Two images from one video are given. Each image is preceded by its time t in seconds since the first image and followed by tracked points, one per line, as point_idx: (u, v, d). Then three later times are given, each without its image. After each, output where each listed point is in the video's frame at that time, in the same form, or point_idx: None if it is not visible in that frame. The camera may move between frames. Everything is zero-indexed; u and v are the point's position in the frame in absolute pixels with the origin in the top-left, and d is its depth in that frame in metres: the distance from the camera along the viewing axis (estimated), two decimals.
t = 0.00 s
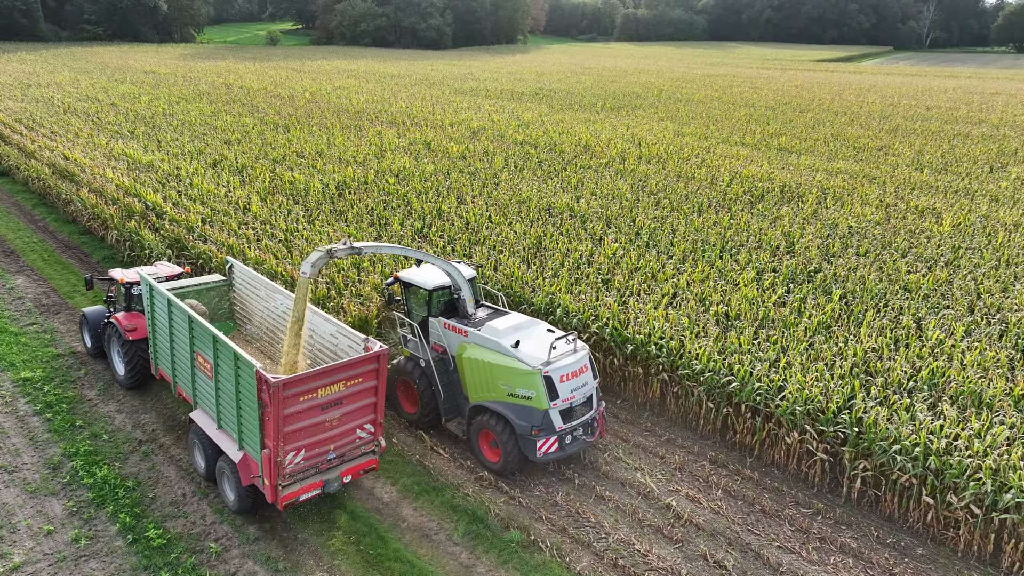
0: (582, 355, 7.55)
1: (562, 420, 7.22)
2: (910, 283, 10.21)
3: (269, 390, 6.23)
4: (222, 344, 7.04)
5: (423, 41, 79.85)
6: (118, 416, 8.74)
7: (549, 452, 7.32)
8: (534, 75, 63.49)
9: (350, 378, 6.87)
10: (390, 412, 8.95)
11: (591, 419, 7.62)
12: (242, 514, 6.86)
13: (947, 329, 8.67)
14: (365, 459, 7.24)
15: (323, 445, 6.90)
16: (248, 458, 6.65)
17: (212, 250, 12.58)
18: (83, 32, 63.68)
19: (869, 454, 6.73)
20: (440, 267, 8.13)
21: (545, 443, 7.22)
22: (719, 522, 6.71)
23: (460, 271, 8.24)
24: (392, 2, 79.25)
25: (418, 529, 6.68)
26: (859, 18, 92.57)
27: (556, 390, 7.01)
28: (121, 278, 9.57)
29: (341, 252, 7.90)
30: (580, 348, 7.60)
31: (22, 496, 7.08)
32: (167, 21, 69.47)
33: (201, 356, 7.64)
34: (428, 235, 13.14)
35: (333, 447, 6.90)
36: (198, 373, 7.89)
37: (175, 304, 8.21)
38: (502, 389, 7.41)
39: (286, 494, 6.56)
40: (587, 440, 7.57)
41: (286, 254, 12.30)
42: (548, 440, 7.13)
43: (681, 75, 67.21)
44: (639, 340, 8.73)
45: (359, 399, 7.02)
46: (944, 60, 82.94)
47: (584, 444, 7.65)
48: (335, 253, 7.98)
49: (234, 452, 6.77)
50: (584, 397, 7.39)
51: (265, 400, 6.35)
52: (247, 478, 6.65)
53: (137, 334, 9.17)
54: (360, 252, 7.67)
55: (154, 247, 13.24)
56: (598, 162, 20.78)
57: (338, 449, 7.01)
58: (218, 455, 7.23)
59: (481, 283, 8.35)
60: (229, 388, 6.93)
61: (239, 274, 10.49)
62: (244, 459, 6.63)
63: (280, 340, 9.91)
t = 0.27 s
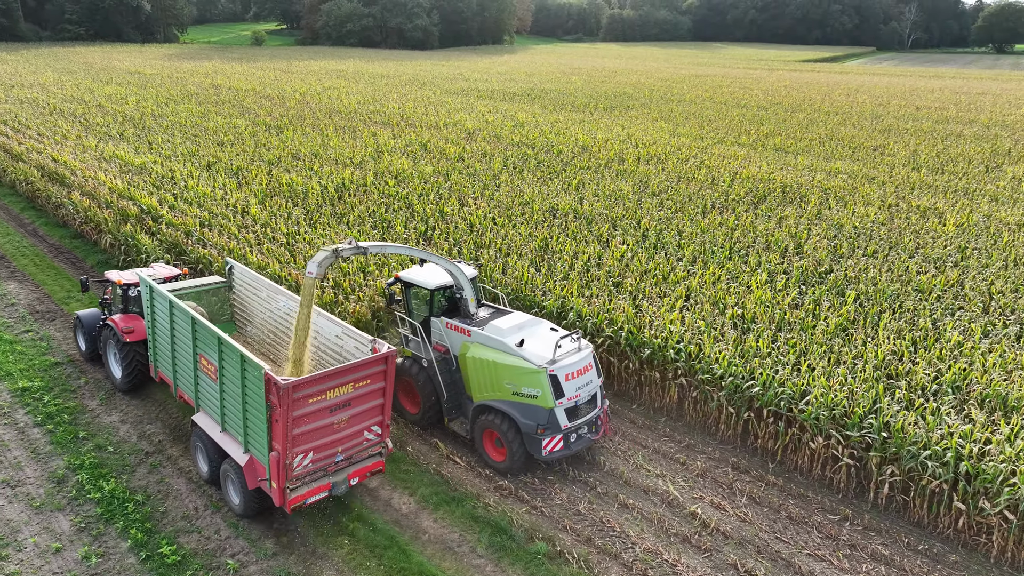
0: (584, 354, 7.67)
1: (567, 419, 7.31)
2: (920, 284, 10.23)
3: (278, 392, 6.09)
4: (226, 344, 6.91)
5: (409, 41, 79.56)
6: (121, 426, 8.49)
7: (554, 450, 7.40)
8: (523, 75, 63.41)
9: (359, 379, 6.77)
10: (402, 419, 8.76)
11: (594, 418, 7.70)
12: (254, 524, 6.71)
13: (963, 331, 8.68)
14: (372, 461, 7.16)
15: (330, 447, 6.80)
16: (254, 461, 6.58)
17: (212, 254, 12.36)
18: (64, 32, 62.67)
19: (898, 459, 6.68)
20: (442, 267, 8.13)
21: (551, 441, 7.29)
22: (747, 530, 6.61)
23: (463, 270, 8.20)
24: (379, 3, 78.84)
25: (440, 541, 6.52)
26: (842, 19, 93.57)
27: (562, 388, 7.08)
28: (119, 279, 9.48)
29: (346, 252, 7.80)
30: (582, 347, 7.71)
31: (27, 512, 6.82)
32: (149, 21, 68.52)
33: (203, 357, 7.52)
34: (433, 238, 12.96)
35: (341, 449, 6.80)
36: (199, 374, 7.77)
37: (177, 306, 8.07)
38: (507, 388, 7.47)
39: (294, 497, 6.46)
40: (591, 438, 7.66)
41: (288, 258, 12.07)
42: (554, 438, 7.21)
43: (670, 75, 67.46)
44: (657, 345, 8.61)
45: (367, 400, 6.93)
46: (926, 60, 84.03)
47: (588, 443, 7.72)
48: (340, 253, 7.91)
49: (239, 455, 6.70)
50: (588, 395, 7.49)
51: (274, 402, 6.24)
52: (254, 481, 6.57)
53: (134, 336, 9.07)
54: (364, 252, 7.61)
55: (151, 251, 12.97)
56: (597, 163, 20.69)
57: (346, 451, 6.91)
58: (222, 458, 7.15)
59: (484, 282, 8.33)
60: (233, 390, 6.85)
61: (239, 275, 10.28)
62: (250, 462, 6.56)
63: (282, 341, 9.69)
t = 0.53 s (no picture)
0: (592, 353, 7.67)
1: (577, 418, 7.25)
2: (935, 285, 10.24)
3: (292, 396, 6.05)
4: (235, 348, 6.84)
5: (397, 42, 79.30)
6: (131, 436, 8.27)
7: (564, 449, 7.34)
8: (514, 75, 63.33)
9: (371, 381, 6.74)
10: (421, 426, 8.60)
11: (603, 417, 7.69)
12: (276, 537, 6.55)
13: (983, 332, 8.69)
14: (384, 464, 7.14)
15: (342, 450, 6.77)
16: (265, 465, 6.55)
17: (216, 258, 12.15)
18: (47, 32, 61.75)
19: (931, 463, 6.64)
20: (448, 267, 8.10)
21: (561, 441, 7.24)
22: (779, 537, 6.51)
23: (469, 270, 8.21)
24: (366, 3, 78.47)
25: (467, 553, 6.38)
26: (826, 20, 94.50)
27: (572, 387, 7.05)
28: (119, 282, 9.37)
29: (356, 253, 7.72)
30: (590, 347, 7.71)
31: (39, 528, 6.60)
32: (133, 20, 67.65)
33: (210, 360, 7.44)
34: (441, 241, 12.79)
35: (353, 452, 6.78)
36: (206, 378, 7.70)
37: (182, 309, 7.99)
38: (516, 387, 7.42)
39: (307, 501, 6.43)
40: (601, 436, 7.63)
41: (295, 261, 11.86)
42: (564, 437, 7.15)
43: (661, 75, 67.62)
44: (678, 350, 8.55)
45: (379, 402, 6.91)
46: (907, 60, 84.97)
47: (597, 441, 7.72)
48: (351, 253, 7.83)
49: (249, 458, 6.65)
50: (598, 394, 7.46)
51: (287, 406, 6.20)
52: (265, 485, 6.55)
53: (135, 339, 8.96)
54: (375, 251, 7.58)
55: (153, 256, 12.72)
56: (598, 164, 20.59)
57: (358, 453, 6.89)
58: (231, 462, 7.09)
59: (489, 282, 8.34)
60: (242, 393, 6.79)
61: (243, 277, 10.08)
62: (260, 467, 6.54)
63: (287, 344, 9.47)
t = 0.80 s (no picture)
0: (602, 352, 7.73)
1: (588, 417, 7.31)
2: (950, 286, 10.26)
3: (313, 398, 5.98)
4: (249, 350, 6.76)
5: (384, 42, 78.99)
6: (145, 448, 8.05)
7: (576, 449, 7.40)
8: (503, 75, 63.20)
9: (388, 383, 6.70)
10: (441, 434, 8.46)
11: (614, 415, 7.74)
12: (303, 551, 6.39)
13: (1005, 333, 8.70)
14: (399, 466, 7.10)
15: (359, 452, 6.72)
16: (280, 469, 6.51)
17: (223, 263, 11.94)
18: (28, 31, 60.70)
19: (965, 466, 6.63)
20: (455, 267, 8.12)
21: (573, 440, 7.30)
22: (815, 545, 6.44)
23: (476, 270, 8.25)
24: (352, 2, 78.01)
25: (501, 565, 6.26)
26: (810, 20, 95.48)
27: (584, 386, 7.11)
28: (122, 285, 9.20)
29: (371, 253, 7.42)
30: (600, 346, 7.77)
31: (57, 546, 6.38)
32: (116, 20, 66.69)
33: (221, 363, 7.35)
34: (451, 244, 12.64)
35: (370, 454, 6.72)
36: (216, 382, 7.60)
37: (191, 311, 7.88)
38: (527, 387, 7.47)
39: (325, 504, 6.37)
40: (610, 435, 7.71)
41: (304, 264, 11.66)
42: (576, 436, 7.21)
43: (651, 75, 67.82)
44: (702, 353, 8.50)
45: (395, 404, 6.87)
46: (891, 60, 86.03)
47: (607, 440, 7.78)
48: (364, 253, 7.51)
49: (264, 463, 6.62)
50: (609, 393, 7.52)
51: (306, 408, 6.14)
52: (280, 490, 6.50)
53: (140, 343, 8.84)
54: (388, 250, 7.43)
55: (156, 260, 12.46)
56: (600, 165, 20.52)
57: (374, 456, 6.84)
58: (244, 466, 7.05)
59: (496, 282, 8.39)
60: (257, 396, 6.73)
61: (251, 279, 9.88)
62: (275, 471, 6.51)
63: (296, 346, 9.28)
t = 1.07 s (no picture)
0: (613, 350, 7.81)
1: (601, 416, 7.38)
2: (969, 286, 10.26)
3: (334, 399, 5.93)
4: (264, 351, 6.69)
5: (371, 42, 78.62)
6: (161, 460, 7.82)
7: (589, 447, 7.46)
8: (494, 75, 63.07)
9: (407, 383, 6.68)
10: (465, 442, 8.32)
11: (626, 413, 7.81)
12: (337, 566, 6.23)
13: None
14: (416, 467, 7.07)
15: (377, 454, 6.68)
16: (298, 471, 6.47)
17: (232, 268, 11.74)
18: (9, 31, 59.63)
19: (1004, 471, 6.61)
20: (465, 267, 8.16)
21: (586, 439, 7.36)
22: (855, 551, 6.35)
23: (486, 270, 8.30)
24: (339, 2, 77.50)
25: None
26: (793, 20, 96.32)
27: (597, 385, 7.16)
28: (127, 287, 9.06)
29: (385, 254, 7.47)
30: (610, 344, 7.84)
31: (80, 564, 6.17)
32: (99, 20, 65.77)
33: (234, 366, 7.24)
34: (463, 247, 12.47)
35: (389, 455, 6.69)
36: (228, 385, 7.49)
37: (201, 314, 7.78)
38: (540, 387, 7.51)
39: (345, 506, 6.32)
40: (623, 434, 7.78)
41: (315, 268, 11.45)
42: (588, 435, 7.27)
43: (641, 75, 67.93)
44: (730, 356, 8.43)
45: (413, 405, 6.85)
46: (875, 60, 86.94)
47: (620, 440, 7.85)
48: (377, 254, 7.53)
49: (281, 466, 6.57)
50: (621, 391, 7.59)
51: (325, 410, 6.09)
52: (297, 493, 6.46)
53: (144, 349, 8.74)
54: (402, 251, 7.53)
55: (162, 265, 12.22)
56: (602, 166, 20.43)
57: (393, 457, 6.80)
58: (260, 469, 7.00)
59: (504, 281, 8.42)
60: (274, 399, 6.65)
61: (258, 280, 9.69)
62: (293, 474, 6.47)
63: (306, 348, 9.09)
